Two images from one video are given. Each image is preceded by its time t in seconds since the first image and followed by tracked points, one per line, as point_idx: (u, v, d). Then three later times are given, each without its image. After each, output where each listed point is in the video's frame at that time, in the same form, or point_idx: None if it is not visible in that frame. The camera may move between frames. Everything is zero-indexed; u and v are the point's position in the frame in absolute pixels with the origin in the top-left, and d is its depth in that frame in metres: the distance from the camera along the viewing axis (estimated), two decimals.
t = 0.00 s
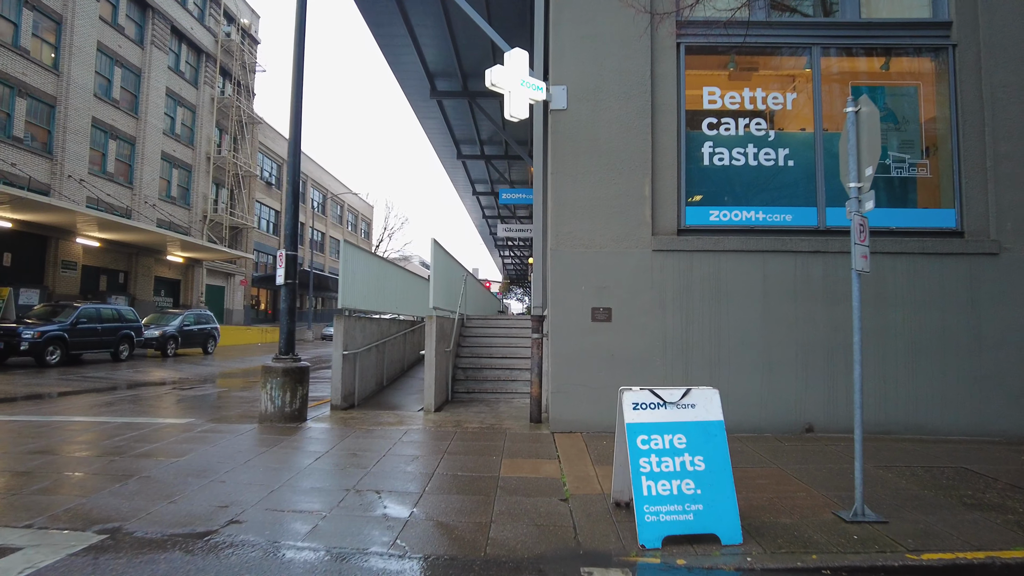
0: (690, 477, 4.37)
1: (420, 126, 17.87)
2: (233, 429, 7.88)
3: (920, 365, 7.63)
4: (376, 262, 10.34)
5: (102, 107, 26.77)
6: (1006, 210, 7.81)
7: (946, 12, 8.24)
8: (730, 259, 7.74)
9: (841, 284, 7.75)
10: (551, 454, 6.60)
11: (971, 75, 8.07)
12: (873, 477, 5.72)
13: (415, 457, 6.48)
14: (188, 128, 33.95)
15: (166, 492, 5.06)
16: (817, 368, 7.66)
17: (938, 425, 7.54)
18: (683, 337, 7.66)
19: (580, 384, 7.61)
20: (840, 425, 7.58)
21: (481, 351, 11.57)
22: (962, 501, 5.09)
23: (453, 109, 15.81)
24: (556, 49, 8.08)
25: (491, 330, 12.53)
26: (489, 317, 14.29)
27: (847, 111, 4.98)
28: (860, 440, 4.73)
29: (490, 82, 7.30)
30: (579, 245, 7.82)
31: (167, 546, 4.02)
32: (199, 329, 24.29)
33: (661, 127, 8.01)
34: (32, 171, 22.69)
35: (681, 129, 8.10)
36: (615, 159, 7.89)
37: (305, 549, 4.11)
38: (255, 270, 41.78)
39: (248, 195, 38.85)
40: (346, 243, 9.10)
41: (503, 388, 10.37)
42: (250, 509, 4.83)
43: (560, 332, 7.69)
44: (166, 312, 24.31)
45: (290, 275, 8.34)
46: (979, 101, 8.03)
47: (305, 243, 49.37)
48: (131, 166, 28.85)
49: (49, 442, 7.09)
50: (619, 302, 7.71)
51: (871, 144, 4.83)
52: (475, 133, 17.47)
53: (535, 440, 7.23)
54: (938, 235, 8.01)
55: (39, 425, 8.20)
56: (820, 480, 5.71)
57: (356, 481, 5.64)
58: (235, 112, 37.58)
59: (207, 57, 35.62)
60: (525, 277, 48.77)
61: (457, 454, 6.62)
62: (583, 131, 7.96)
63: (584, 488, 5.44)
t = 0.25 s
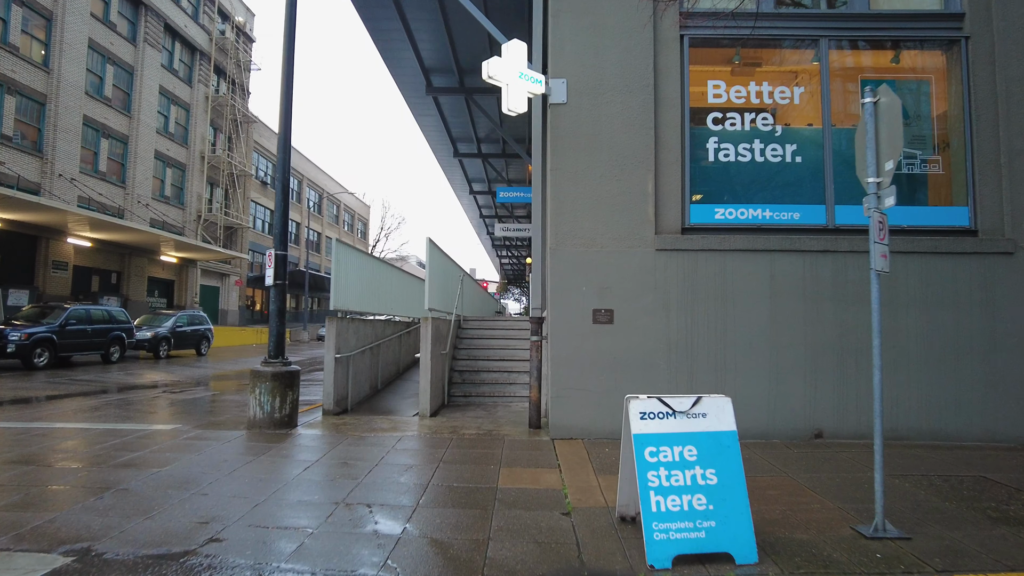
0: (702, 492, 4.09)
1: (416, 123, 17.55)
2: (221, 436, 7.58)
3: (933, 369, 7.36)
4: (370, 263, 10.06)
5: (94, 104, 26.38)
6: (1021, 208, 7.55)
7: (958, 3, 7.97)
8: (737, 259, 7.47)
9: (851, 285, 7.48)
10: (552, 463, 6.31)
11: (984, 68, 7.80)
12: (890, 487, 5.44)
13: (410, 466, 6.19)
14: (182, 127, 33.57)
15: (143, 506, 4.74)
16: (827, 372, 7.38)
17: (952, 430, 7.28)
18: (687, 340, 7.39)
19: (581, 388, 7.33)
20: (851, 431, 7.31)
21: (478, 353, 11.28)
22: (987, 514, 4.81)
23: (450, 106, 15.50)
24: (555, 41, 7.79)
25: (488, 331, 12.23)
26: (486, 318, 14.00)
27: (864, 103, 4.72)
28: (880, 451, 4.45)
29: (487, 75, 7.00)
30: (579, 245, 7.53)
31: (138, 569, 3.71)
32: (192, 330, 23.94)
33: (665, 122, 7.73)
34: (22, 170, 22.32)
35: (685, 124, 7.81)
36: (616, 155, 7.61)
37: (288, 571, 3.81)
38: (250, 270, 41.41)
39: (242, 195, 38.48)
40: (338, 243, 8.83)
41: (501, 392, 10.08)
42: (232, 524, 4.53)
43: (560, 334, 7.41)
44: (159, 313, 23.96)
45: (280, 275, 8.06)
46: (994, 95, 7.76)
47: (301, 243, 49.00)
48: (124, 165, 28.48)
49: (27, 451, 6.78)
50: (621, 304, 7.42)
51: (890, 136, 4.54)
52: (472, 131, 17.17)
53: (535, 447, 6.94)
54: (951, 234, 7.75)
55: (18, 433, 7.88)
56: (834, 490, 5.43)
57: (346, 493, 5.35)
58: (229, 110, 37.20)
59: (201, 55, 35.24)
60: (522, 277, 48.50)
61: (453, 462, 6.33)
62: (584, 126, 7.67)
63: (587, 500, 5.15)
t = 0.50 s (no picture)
0: (723, 500, 3.81)
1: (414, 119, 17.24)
2: (211, 438, 7.27)
3: (953, 369, 7.07)
4: (366, 259, 9.77)
5: (88, 100, 26.03)
6: None
7: None
8: (749, 254, 7.18)
9: (868, 281, 7.19)
10: (557, 467, 6.01)
11: (1005, 57, 7.52)
12: (916, 493, 5.15)
13: (408, 470, 5.89)
14: (178, 124, 33.23)
15: (122, 514, 4.41)
16: (842, 372, 7.10)
17: (972, 432, 6.99)
18: (698, 338, 7.09)
19: (587, 388, 7.04)
20: (868, 434, 7.02)
21: (478, 353, 10.98)
22: (1022, 523, 4.52)
23: (449, 100, 15.18)
24: (560, 27, 7.49)
25: (488, 329, 11.93)
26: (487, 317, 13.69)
27: (895, 85, 4.35)
28: (912, 456, 4.15)
29: (489, 60, 6.67)
30: (585, 239, 7.24)
31: None
32: (187, 329, 23.61)
33: (674, 112, 7.44)
34: (14, 167, 21.96)
35: (694, 114, 7.52)
36: (624, 146, 7.31)
37: None
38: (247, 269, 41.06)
39: (240, 193, 38.13)
40: (333, 238, 8.56)
41: (502, 392, 9.78)
42: (218, 532, 4.23)
43: (565, 332, 7.12)
44: (154, 312, 23.62)
45: (274, 271, 7.75)
46: (1014, 85, 7.48)
47: (298, 242, 48.64)
48: (119, 162, 28.12)
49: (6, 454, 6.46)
50: (629, 301, 7.13)
51: (924, 120, 4.21)
52: (472, 126, 16.87)
53: (539, 450, 6.65)
54: (970, 229, 7.46)
55: None
56: (857, 497, 5.14)
57: (340, 500, 5.04)
58: (226, 108, 36.84)
59: (198, 51, 34.89)
60: (521, 276, 48.22)
61: (453, 466, 6.02)
62: (590, 116, 7.38)
63: (596, 508, 4.85)
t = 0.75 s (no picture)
0: (746, 518, 3.51)
1: (413, 115, 16.92)
2: (200, 443, 6.96)
3: (974, 373, 6.78)
4: (363, 257, 9.48)
5: (84, 97, 25.69)
6: None
7: None
8: (761, 253, 6.88)
9: (886, 282, 6.88)
10: (562, 476, 5.72)
11: None
12: (944, 506, 4.85)
13: (405, 480, 5.59)
14: (175, 121, 32.91)
15: (97, 530, 4.10)
16: (858, 376, 6.80)
17: (994, 440, 6.70)
18: (708, 340, 6.79)
19: (592, 393, 6.74)
20: (885, 441, 6.72)
21: (478, 354, 10.67)
22: None
23: (450, 96, 14.86)
24: (566, 16, 7.19)
25: (488, 330, 11.62)
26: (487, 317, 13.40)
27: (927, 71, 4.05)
28: (947, 469, 3.85)
29: (492, 49, 6.38)
30: (591, 237, 6.93)
31: None
32: (183, 329, 23.28)
33: (683, 105, 7.13)
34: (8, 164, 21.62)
35: (704, 107, 7.22)
36: (631, 140, 7.01)
37: None
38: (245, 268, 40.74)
39: (237, 191, 37.81)
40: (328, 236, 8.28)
41: (503, 396, 9.48)
42: (200, 550, 3.92)
43: (570, 334, 6.82)
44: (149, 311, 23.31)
45: (266, 269, 7.44)
46: None
47: (297, 241, 48.31)
48: (115, 159, 27.79)
49: None
50: (636, 301, 6.83)
51: (959, 107, 3.92)
52: (472, 123, 16.55)
53: (542, 457, 6.35)
54: (991, 228, 7.16)
55: None
56: (880, 510, 4.84)
57: (332, 512, 4.74)
58: (224, 105, 36.49)
59: (195, 48, 34.54)
60: (520, 276, 47.86)
61: (453, 475, 5.72)
62: (596, 108, 7.07)
63: (605, 522, 4.55)
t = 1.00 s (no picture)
0: (763, 527, 3.22)
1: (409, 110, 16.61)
2: (183, 445, 6.66)
3: (990, 371, 6.50)
4: (354, 252, 9.17)
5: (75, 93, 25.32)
6: None
7: None
8: (769, 246, 6.60)
9: (899, 275, 6.60)
10: (562, 479, 5.42)
11: None
12: (967, 511, 4.56)
13: (396, 484, 5.29)
14: (169, 118, 32.53)
15: (61, 539, 3.80)
16: (870, 374, 6.52)
17: (1011, 440, 6.43)
18: (713, 337, 6.51)
19: (593, 392, 6.45)
20: (898, 441, 6.44)
21: (475, 352, 10.37)
22: None
23: (446, 90, 14.55)
24: None
25: (485, 328, 11.32)
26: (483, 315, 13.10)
27: (955, 45, 3.75)
28: (978, 473, 3.56)
29: (489, 32, 6.07)
30: (591, 229, 6.64)
31: None
32: (176, 328, 22.93)
33: (687, 92, 6.84)
34: None
35: (709, 94, 6.90)
36: (633, 128, 6.71)
37: None
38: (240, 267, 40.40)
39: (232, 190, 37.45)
40: (318, 229, 7.97)
41: (500, 395, 9.19)
42: (171, 562, 3.62)
43: (569, 330, 6.53)
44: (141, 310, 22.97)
45: (253, 264, 7.16)
46: None
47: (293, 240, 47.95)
48: (107, 156, 27.42)
49: None
50: (638, 296, 6.54)
51: (992, 81, 3.61)
52: (469, 117, 16.23)
53: (541, 459, 6.06)
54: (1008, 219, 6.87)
55: None
56: (900, 515, 4.56)
57: (317, 519, 4.44)
58: (219, 103, 36.13)
59: (189, 45, 34.18)
60: (518, 275, 47.58)
61: (447, 479, 5.42)
62: (596, 95, 6.78)
63: (608, 529, 4.25)
